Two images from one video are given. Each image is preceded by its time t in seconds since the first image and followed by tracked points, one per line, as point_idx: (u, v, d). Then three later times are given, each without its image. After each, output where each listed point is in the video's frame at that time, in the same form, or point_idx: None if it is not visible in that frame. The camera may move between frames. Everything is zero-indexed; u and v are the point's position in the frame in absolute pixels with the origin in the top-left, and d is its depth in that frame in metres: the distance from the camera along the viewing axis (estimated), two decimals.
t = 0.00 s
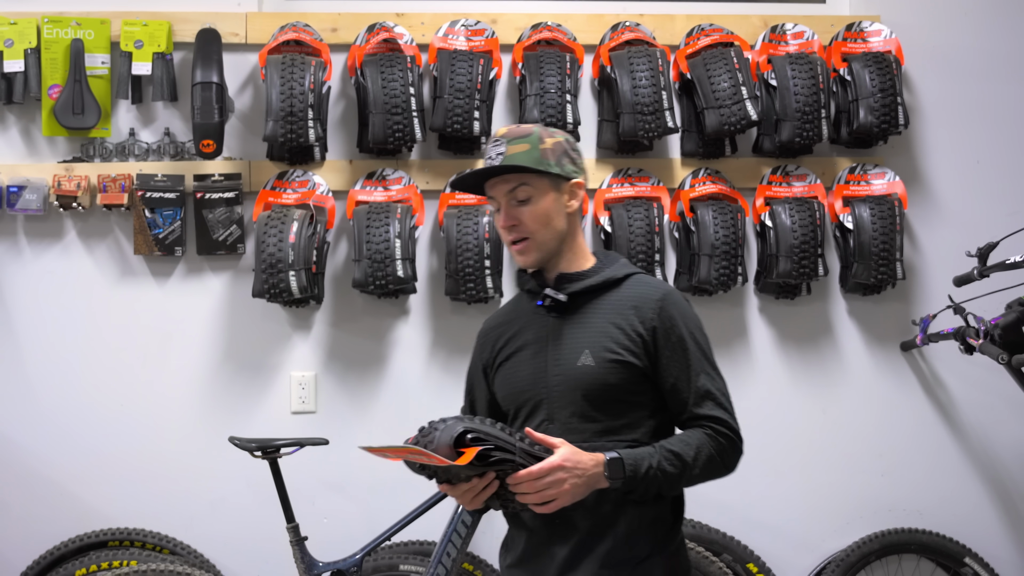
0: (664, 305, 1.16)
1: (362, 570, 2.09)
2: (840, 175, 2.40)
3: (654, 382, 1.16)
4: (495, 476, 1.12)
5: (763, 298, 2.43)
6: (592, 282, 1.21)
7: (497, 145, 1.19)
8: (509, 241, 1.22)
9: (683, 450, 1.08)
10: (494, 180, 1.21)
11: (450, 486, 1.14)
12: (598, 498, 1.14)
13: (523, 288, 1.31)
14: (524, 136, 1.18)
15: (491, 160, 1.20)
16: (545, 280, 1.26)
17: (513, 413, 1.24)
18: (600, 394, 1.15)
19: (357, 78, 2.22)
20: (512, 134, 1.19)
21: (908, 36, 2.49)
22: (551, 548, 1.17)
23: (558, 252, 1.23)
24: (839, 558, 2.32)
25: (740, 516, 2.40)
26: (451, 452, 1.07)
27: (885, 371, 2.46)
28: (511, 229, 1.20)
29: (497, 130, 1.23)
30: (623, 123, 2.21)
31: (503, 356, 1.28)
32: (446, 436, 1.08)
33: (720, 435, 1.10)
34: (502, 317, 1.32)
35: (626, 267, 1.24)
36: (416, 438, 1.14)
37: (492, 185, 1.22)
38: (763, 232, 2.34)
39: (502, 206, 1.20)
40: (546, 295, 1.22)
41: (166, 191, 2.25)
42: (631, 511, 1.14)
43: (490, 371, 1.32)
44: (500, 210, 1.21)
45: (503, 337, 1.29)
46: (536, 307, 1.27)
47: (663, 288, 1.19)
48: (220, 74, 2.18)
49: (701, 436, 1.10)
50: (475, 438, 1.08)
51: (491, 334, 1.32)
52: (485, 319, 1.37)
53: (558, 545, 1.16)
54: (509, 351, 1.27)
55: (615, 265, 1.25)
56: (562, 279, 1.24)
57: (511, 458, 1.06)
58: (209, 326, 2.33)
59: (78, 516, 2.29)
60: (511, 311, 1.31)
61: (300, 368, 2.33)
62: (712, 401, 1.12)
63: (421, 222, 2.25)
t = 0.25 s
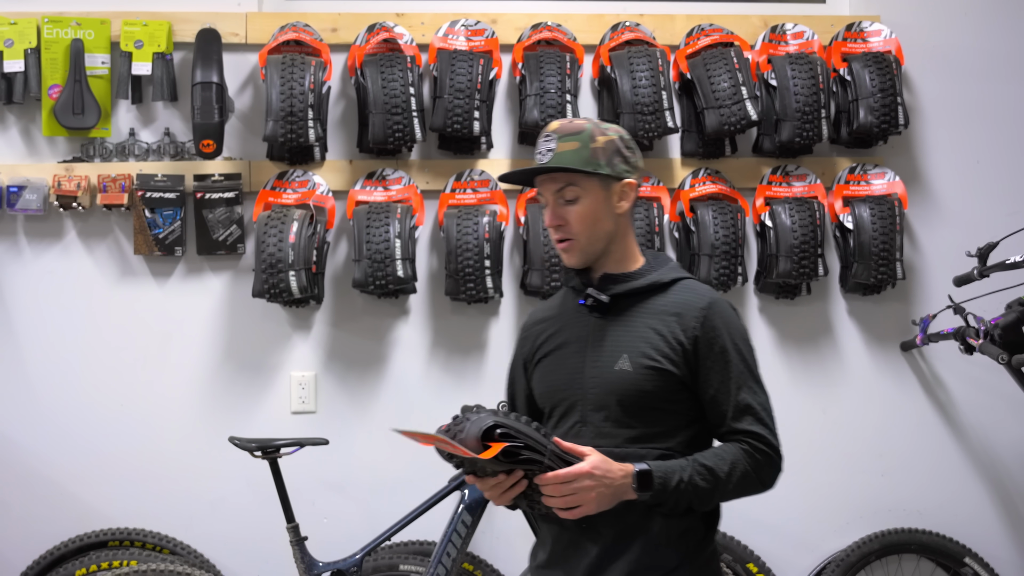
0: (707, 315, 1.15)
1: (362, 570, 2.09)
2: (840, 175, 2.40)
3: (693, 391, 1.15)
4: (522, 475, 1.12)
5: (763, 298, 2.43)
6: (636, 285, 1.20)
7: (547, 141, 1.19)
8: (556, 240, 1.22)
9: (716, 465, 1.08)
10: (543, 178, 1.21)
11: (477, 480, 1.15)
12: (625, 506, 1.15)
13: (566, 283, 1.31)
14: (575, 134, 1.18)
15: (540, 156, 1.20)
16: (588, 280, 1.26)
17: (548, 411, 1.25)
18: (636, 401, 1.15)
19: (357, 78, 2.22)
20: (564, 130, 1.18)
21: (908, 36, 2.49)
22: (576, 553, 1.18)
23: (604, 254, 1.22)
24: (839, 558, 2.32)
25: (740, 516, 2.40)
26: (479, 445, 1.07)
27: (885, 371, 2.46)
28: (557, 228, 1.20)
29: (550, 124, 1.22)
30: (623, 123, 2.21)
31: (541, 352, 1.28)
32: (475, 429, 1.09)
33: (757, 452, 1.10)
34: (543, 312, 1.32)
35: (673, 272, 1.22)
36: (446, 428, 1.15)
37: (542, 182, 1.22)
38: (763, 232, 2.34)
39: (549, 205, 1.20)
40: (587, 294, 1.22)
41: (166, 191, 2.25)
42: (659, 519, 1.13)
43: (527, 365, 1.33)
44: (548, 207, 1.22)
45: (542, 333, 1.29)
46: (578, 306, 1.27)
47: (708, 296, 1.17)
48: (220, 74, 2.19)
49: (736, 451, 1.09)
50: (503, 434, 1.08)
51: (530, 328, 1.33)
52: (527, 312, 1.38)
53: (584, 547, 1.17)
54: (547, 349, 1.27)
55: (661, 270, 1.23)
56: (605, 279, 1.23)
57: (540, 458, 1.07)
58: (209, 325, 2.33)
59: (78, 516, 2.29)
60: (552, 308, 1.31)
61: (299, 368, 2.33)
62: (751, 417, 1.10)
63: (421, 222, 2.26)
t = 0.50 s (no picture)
0: (737, 325, 1.15)
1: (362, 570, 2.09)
2: (840, 175, 2.40)
3: (725, 399, 1.17)
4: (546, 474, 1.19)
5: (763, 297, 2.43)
6: (670, 290, 1.23)
7: (584, 140, 1.22)
8: (591, 242, 1.25)
9: (745, 480, 1.09)
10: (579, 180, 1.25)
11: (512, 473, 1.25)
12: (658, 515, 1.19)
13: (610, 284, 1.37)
14: (611, 135, 1.20)
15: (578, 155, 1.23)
16: (623, 282, 1.29)
17: (586, 411, 1.31)
18: (663, 408, 1.18)
19: (357, 78, 2.22)
20: (600, 130, 1.21)
21: (909, 36, 2.49)
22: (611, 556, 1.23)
23: (639, 257, 1.24)
24: (839, 558, 2.32)
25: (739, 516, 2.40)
26: (500, 438, 1.14)
27: (885, 371, 2.46)
28: (592, 231, 1.24)
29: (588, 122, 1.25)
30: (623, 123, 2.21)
31: (581, 352, 1.34)
32: (498, 426, 1.15)
33: (789, 464, 1.09)
34: (589, 312, 1.38)
35: (712, 276, 1.24)
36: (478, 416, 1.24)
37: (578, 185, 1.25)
38: (763, 232, 2.34)
39: (585, 208, 1.23)
40: (621, 298, 1.28)
41: (166, 191, 2.25)
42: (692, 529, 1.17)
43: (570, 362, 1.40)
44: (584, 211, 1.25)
45: (584, 333, 1.36)
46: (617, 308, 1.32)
47: (743, 303, 1.17)
48: (220, 74, 2.19)
49: (768, 464, 1.10)
50: (525, 434, 1.14)
51: (575, 326, 1.39)
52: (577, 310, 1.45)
53: (619, 546, 1.22)
54: (586, 349, 1.33)
55: (699, 275, 1.24)
56: (640, 283, 1.27)
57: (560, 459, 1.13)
58: (209, 325, 2.33)
59: (78, 516, 2.29)
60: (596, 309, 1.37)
61: (299, 368, 2.33)
62: (783, 429, 1.11)
63: (421, 222, 2.26)
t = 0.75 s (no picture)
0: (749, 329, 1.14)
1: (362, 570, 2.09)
2: (840, 175, 2.40)
3: (735, 403, 1.16)
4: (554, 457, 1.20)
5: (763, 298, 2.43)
6: (687, 290, 1.24)
7: (610, 136, 1.23)
8: (615, 240, 1.26)
9: (749, 485, 1.09)
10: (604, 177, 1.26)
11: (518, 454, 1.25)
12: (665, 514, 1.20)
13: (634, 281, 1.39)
14: (636, 133, 1.20)
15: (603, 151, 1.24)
16: (642, 281, 1.31)
17: (602, 407, 1.33)
18: (672, 408, 1.19)
19: (357, 78, 2.22)
20: (625, 127, 1.21)
21: (908, 36, 2.49)
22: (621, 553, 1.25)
23: (661, 257, 1.25)
24: (839, 558, 2.32)
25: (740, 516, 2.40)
26: (504, 420, 1.18)
27: (885, 371, 2.46)
28: (614, 229, 1.24)
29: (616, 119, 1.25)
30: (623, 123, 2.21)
31: (602, 347, 1.37)
32: (506, 404, 1.18)
33: (797, 473, 1.07)
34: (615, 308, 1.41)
35: (733, 279, 1.23)
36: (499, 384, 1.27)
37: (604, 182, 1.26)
38: (763, 232, 2.34)
39: (608, 205, 1.24)
40: (638, 295, 1.30)
41: (166, 191, 2.25)
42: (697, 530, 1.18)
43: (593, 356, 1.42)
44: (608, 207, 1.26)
45: (608, 328, 1.38)
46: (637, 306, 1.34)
47: (760, 307, 1.16)
48: (220, 74, 2.19)
49: (773, 470, 1.09)
50: (530, 417, 1.16)
51: (601, 321, 1.42)
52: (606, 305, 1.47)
53: (630, 547, 1.24)
54: (606, 345, 1.36)
55: (719, 277, 1.24)
56: (658, 281, 1.28)
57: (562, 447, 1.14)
58: (209, 325, 2.33)
59: (78, 516, 2.29)
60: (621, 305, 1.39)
61: (299, 368, 2.33)
62: (792, 437, 1.09)
63: (421, 222, 2.26)
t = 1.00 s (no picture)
0: (755, 327, 1.14)
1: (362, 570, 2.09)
2: (840, 175, 2.40)
3: (737, 402, 1.16)
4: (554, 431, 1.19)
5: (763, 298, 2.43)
6: (693, 287, 1.24)
7: (629, 133, 1.22)
8: (626, 237, 1.26)
9: (742, 482, 1.09)
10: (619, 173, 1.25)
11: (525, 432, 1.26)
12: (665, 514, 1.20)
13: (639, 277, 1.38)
14: (656, 130, 1.19)
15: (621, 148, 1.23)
16: (650, 276, 1.31)
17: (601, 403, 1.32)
18: (674, 403, 1.18)
19: (357, 78, 2.22)
20: (645, 124, 1.20)
21: (908, 36, 2.49)
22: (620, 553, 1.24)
23: (671, 256, 1.24)
24: (839, 558, 2.32)
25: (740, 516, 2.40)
26: (501, 393, 1.15)
27: (885, 371, 2.46)
28: (627, 226, 1.24)
29: (633, 116, 1.25)
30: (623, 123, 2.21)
31: (605, 342, 1.36)
32: (507, 379, 1.14)
33: (791, 474, 1.08)
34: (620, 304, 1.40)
35: (740, 278, 1.23)
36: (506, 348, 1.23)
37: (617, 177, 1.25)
38: (763, 231, 2.34)
39: (622, 201, 1.24)
40: (645, 290, 1.29)
41: (166, 191, 2.25)
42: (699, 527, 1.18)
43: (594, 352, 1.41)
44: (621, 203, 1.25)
45: (611, 324, 1.37)
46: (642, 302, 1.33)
47: (767, 308, 1.16)
48: (220, 74, 2.18)
49: (767, 469, 1.09)
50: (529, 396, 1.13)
51: (605, 317, 1.41)
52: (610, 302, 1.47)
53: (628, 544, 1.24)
54: (609, 340, 1.35)
55: (726, 277, 1.24)
56: (664, 279, 1.28)
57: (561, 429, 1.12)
58: (209, 325, 2.33)
59: (79, 516, 2.29)
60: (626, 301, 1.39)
61: (299, 368, 2.33)
62: (789, 438, 1.09)
63: (421, 222, 2.26)
